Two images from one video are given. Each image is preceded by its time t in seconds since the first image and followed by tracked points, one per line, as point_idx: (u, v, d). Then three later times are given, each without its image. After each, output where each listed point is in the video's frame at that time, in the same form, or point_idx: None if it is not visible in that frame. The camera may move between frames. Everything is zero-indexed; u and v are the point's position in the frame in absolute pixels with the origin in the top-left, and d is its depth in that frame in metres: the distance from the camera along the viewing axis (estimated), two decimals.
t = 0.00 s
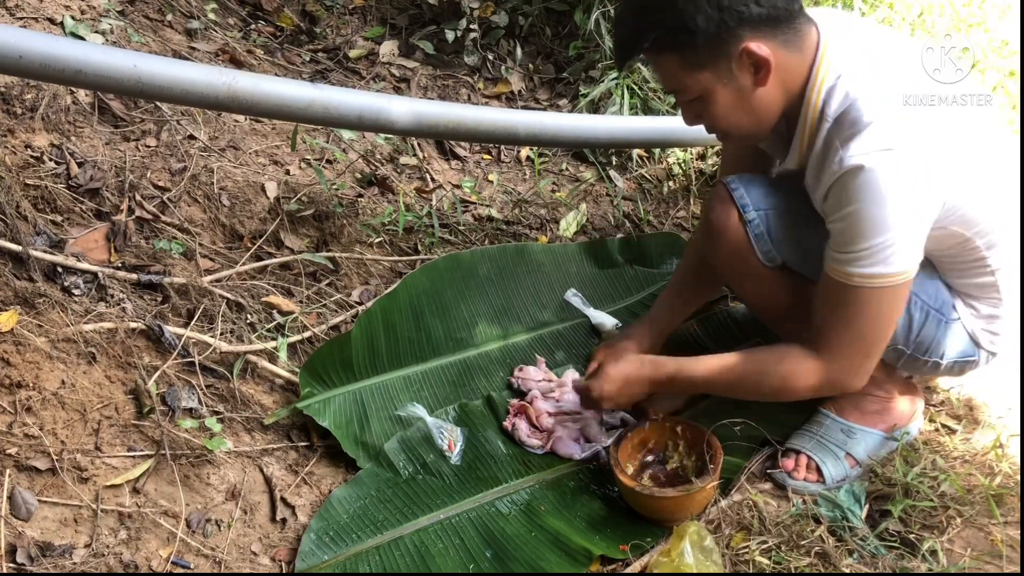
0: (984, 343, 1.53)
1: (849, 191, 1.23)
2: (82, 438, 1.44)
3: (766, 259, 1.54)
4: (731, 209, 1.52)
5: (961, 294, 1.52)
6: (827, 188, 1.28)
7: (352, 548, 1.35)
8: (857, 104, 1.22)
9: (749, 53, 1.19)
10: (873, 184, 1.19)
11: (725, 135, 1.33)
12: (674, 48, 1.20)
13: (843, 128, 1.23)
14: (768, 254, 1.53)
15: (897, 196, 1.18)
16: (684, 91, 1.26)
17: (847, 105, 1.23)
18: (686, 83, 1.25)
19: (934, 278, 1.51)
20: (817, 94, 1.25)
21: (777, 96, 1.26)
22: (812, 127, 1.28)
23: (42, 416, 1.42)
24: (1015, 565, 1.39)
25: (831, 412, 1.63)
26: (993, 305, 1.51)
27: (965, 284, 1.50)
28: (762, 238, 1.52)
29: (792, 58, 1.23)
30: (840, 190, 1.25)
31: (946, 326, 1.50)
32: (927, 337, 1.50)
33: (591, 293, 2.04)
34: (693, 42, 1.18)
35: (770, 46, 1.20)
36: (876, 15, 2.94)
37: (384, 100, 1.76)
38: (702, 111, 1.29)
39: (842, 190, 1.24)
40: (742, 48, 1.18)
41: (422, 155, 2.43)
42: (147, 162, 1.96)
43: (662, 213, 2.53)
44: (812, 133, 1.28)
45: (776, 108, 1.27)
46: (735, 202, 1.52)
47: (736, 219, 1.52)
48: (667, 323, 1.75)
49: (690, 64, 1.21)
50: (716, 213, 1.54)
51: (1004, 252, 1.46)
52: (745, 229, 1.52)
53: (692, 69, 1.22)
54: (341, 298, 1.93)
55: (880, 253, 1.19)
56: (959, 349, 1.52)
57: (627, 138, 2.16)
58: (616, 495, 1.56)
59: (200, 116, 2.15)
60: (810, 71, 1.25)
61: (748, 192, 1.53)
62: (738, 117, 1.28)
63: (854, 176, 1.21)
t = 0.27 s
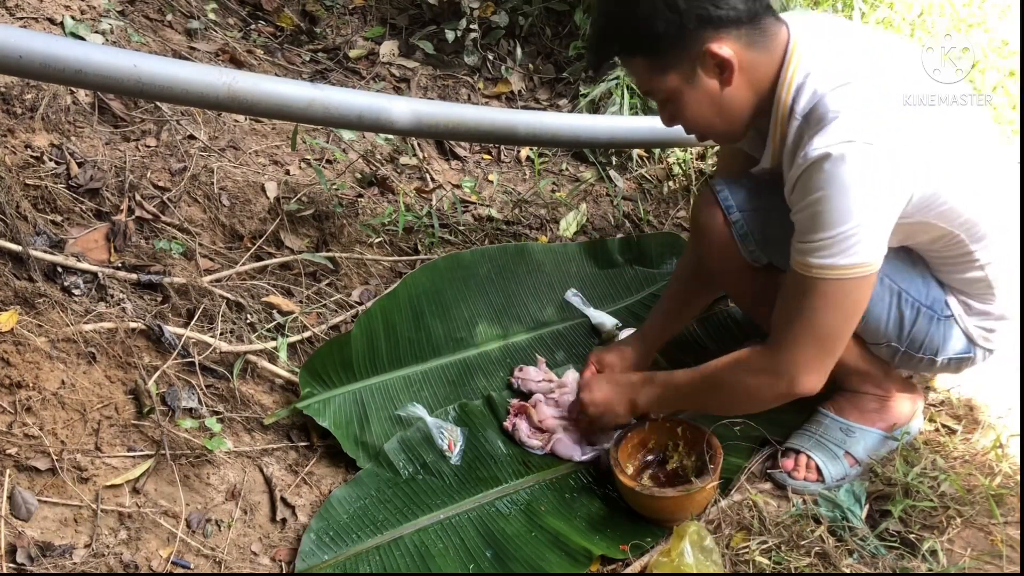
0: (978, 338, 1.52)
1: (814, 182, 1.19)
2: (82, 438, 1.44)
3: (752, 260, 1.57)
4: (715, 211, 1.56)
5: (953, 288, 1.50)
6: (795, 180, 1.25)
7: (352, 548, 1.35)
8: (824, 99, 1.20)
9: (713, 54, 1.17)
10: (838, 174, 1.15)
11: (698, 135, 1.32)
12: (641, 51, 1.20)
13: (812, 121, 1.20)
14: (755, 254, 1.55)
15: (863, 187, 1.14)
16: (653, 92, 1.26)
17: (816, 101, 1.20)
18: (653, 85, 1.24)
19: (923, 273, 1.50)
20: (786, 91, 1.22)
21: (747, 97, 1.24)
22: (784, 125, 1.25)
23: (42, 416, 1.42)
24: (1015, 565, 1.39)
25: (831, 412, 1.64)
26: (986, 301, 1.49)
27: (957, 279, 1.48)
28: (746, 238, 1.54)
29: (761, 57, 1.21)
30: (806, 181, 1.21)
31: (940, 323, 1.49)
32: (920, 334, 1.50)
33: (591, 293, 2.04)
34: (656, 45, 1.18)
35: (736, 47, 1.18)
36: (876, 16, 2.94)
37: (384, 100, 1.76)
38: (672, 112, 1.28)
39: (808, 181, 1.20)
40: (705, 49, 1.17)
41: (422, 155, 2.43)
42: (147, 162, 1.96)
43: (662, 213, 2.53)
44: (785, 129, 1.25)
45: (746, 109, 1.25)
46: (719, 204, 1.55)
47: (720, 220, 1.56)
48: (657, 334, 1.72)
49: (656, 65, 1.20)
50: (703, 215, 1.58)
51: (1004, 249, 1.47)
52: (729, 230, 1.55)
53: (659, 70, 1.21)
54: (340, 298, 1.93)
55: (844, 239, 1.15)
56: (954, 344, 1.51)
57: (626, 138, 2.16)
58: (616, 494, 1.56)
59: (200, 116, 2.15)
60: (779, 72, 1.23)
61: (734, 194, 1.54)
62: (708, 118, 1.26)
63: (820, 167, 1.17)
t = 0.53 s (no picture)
0: (973, 339, 1.52)
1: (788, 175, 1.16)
2: (82, 438, 1.44)
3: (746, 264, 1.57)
4: (710, 215, 1.59)
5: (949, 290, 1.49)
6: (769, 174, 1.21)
7: (352, 548, 1.35)
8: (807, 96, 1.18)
9: (696, 56, 1.18)
10: (814, 171, 1.11)
11: (689, 135, 1.33)
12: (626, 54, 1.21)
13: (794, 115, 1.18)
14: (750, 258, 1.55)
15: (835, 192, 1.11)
16: (642, 95, 1.28)
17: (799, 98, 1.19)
18: (642, 88, 1.26)
19: (920, 274, 1.49)
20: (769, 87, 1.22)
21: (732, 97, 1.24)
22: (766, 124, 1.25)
23: (42, 416, 1.42)
24: (1015, 565, 1.39)
25: (830, 412, 1.64)
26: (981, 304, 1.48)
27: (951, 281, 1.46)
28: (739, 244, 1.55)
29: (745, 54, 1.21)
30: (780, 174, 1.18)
31: (937, 325, 1.49)
32: (917, 336, 1.50)
33: (591, 293, 2.04)
34: (639, 47, 1.19)
35: (718, 48, 1.18)
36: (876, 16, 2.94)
37: (384, 100, 1.76)
38: (662, 114, 1.30)
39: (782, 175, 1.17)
40: (688, 51, 1.18)
41: (422, 155, 2.43)
42: (147, 162, 1.96)
43: (662, 213, 2.53)
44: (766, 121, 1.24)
45: (732, 108, 1.26)
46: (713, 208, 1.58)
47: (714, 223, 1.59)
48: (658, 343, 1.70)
49: (642, 68, 1.22)
50: (697, 221, 1.62)
51: (1002, 249, 1.46)
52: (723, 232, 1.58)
53: (646, 73, 1.23)
54: (341, 298, 1.93)
55: (810, 237, 1.12)
56: (949, 346, 1.51)
57: (626, 138, 2.16)
58: (616, 494, 1.56)
59: (200, 116, 2.15)
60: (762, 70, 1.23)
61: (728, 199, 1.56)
62: (695, 118, 1.27)
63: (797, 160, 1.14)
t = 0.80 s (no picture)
0: (975, 343, 1.51)
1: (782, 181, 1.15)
2: (81, 438, 1.44)
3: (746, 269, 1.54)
4: (709, 220, 1.54)
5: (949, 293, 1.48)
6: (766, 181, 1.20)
7: (352, 548, 1.36)
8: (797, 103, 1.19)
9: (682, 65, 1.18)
10: (806, 173, 1.10)
11: (682, 144, 1.33)
12: (613, 63, 1.22)
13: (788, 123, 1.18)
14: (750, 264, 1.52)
15: (831, 193, 1.09)
16: (634, 105, 1.29)
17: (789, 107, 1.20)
18: (632, 97, 1.27)
19: (922, 279, 1.49)
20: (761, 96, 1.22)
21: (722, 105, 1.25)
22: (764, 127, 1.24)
23: (42, 416, 1.42)
24: (1015, 565, 1.39)
25: (831, 412, 1.64)
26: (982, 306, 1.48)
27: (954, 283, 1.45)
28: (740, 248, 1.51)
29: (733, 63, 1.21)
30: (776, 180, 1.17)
31: (937, 328, 1.49)
32: (918, 339, 1.50)
33: (591, 293, 2.04)
34: (627, 58, 1.20)
35: (705, 56, 1.19)
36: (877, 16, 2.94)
37: (384, 100, 1.76)
38: (654, 124, 1.30)
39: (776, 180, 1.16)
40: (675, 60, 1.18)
41: (422, 155, 2.43)
42: (147, 162, 1.96)
43: (662, 213, 2.53)
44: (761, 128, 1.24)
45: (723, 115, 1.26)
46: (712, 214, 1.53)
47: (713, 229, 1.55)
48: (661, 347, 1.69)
49: (631, 78, 1.23)
50: (697, 227, 1.58)
51: (1008, 249, 1.45)
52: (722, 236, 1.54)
53: (635, 83, 1.24)
54: (341, 298, 1.93)
55: (805, 242, 1.10)
56: (950, 350, 1.51)
57: (625, 138, 2.16)
58: (616, 495, 1.56)
59: (200, 116, 2.15)
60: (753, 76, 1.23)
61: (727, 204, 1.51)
62: (686, 127, 1.28)
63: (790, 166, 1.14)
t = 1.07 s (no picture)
0: (976, 348, 1.52)
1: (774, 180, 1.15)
2: (82, 438, 1.44)
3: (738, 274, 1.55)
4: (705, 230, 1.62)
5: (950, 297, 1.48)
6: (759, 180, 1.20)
7: (352, 548, 1.36)
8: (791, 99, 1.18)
9: (680, 58, 1.18)
10: (796, 173, 1.10)
11: (681, 139, 1.33)
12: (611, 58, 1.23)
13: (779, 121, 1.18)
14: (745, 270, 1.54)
15: (825, 189, 1.09)
16: (633, 100, 1.29)
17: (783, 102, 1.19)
18: (630, 92, 1.27)
19: (923, 284, 1.49)
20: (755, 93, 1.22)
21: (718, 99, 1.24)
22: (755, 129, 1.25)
23: (42, 416, 1.42)
24: (1015, 565, 1.39)
25: (831, 413, 1.64)
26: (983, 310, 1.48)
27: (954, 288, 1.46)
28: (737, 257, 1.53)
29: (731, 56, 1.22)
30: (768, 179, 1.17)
31: (938, 333, 1.49)
32: (919, 344, 1.50)
33: (590, 293, 2.04)
34: (625, 53, 1.21)
35: (702, 49, 1.19)
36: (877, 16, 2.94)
37: (383, 100, 1.76)
38: (652, 119, 1.30)
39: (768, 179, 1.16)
40: (672, 53, 1.18)
41: (421, 155, 2.43)
42: (147, 162, 1.96)
43: (662, 213, 2.53)
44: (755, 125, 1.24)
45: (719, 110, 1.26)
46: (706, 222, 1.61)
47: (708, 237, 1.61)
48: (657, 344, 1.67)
49: (630, 72, 1.24)
50: (693, 235, 1.65)
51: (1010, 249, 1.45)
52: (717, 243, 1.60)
53: (634, 77, 1.24)
54: (340, 298, 1.93)
55: (795, 240, 1.10)
56: (950, 354, 1.51)
57: (625, 138, 2.16)
58: (616, 495, 1.56)
59: (200, 116, 2.15)
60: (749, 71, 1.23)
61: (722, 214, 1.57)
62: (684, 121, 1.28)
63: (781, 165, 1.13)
